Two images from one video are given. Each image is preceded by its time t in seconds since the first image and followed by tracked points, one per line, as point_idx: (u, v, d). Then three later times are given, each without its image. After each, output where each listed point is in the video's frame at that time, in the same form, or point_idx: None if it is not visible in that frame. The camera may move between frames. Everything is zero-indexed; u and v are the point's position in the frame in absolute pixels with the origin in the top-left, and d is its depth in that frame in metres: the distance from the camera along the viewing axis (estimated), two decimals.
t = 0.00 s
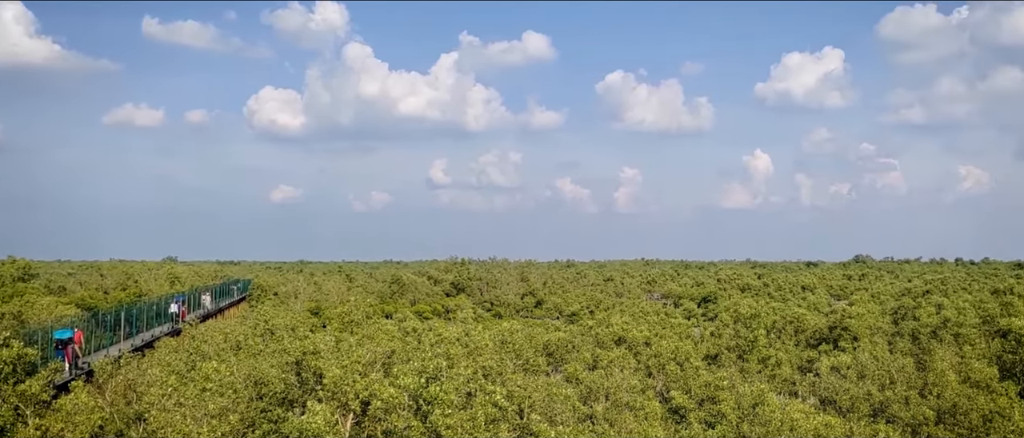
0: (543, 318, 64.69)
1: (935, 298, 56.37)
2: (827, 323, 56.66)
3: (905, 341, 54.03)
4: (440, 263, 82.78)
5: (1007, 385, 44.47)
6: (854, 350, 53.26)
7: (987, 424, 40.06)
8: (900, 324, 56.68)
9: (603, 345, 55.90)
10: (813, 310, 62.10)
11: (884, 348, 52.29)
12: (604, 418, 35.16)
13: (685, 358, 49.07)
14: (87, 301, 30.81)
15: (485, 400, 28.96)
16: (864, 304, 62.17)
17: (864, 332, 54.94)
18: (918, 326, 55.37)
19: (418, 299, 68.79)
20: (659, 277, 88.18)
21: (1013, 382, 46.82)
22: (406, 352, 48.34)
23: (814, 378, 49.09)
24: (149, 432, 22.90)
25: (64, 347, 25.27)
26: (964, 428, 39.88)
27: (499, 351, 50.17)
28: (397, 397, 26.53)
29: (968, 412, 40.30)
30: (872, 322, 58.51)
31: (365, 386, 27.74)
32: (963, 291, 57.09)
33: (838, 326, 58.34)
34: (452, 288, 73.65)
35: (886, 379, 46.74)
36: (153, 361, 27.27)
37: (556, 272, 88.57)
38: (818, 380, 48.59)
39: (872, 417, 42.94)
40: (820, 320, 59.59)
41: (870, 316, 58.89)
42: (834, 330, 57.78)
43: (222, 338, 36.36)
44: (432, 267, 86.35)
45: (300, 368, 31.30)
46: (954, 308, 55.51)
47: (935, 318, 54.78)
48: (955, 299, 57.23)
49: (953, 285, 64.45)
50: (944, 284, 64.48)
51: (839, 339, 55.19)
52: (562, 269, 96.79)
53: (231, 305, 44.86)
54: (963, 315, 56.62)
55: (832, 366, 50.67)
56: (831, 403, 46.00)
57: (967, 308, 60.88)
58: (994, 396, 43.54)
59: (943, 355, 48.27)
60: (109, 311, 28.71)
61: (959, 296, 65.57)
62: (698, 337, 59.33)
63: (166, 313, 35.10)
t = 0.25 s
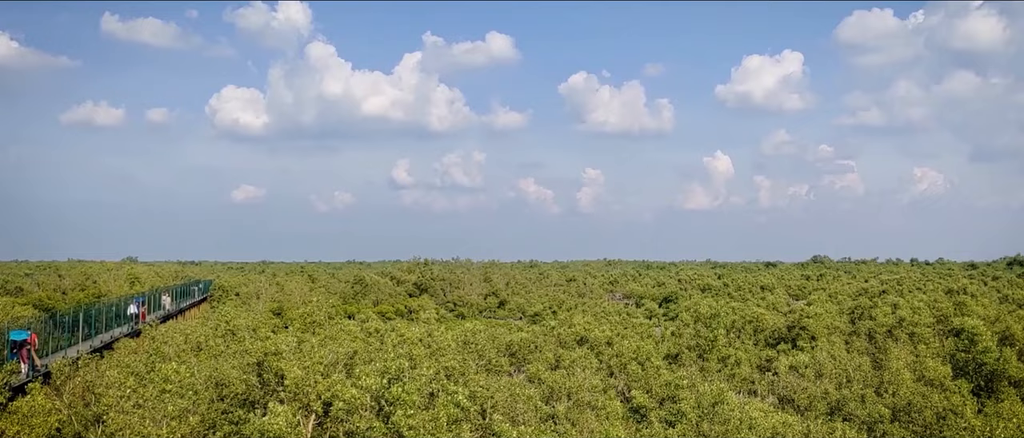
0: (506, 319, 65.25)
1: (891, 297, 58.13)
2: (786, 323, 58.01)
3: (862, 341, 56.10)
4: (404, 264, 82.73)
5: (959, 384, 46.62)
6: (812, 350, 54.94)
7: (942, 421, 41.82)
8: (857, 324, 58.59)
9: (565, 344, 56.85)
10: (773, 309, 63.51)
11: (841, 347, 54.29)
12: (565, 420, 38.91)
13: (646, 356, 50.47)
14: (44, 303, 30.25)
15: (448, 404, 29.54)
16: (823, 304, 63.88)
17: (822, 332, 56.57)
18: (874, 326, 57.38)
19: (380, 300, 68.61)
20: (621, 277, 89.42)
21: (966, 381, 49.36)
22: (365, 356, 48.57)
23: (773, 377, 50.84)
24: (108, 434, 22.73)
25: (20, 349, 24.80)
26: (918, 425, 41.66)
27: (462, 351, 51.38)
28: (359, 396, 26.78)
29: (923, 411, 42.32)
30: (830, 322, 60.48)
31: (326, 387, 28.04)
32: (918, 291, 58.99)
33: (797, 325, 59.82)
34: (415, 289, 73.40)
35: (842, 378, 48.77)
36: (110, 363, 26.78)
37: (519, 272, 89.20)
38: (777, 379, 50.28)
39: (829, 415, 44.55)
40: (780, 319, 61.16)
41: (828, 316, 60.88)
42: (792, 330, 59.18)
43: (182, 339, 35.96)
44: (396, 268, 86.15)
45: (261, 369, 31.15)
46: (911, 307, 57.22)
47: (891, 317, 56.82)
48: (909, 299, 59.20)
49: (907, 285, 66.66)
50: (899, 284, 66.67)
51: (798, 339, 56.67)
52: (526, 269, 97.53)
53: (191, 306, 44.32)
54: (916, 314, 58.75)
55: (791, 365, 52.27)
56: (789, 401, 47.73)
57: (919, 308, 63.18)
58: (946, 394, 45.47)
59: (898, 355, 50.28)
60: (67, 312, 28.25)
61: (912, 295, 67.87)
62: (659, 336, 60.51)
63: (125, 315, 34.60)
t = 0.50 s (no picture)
0: (468, 319, 65.63)
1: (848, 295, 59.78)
2: (745, 323, 59.69)
3: (819, 340, 57.98)
4: (366, 264, 82.39)
5: (913, 381, 48.86)
6: (771, 349, 56.32)
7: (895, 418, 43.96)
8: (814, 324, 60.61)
9: (527, 345, 57.47)
10: (732, 310, 65.03)
11: (798, 347, 55.67)
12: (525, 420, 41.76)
13: (607, 356, 53.22)
14: None
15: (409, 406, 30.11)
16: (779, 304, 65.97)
17: (779, 330, 58.20)
18: (831, 326, 59.45)
19: (342, 300, 68.25)
20: (583, 277, 90.70)
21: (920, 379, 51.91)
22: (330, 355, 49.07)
23: (732, 376, 53.07)
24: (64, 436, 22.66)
25: None
26: (873, 423, 44.19)
27: (421, 352, 53.00)
28: (320, 398, 27.78)
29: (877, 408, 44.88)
30: (787, 321, 62.32)
31: (287, 388, 28.63)
32: (872, 290, 60.69)
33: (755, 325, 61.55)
34: (377, 289, 72.51)
35: (800, 377, 50.45)
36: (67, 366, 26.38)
37: (482, 272, 89.60)
38: (736, 379, 51.96)
39: (787, 413, 45.97)
40: (739, 319, 63.25)
41: (785, 315, 62.66)
42: (750, 330, 60.41)
43: (141, 339, 35.60)
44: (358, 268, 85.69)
45: (221, 370, 31.21)
46: (867, 307, 59.02)
47: (847, 317, 58.83)
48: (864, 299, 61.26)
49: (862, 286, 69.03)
50: (854, 285, 69.20)
51: (756, 338, 58.44)
52: (489, 269, 97.94)
53: (150, 307, 43.68)
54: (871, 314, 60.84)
55: (750, 364, 54.32)
56: (747, 400, 49.62)
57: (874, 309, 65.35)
58: (901, 391, 47.41)
59: (855, 354, 52.44)
60: (23, 314, 27.86)
61: (867, 296, 70.88)
62: (619, 336, 61.21)
63: (83, 316, 34.06)
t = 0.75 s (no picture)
0: (430, 320, 65.46)
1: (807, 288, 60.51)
2: (703, 323, 61.27)
3: (777, 339, 59.38)
4: (327, 265, 81.44)
5: (869, 379, 50.76)
6: (729, 347, 58.39)
7: (850, 416, 46.08)
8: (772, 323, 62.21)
9: (489, 344, 58.96)
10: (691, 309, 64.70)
11: (756, 346, 57.41)
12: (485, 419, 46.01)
13: (568, 356, 55.61)
14: None
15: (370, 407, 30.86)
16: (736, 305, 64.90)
17: (738, 331, 59.98)
18: (788, 326, 60.92)
19: (303, 301, 67.42)
20: (544, 277, 91.58)
21: (875, 377, 54.00)
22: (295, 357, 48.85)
23: (691, 375, 54.71)
24: None
25: None
26: (829, 421, 46.10)
27: (382, 352, 55.19)
28: (280, 399, 27.57)
29: (834, 406, 46.75)
30: (746, 320, 63.64)
31: (246, 390, 28.16)
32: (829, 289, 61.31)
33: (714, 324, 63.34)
34: (338, 290, 71.63)
35: (757, 375, 51.98)
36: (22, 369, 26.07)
37: (444, 273, 89.58)
38: (694, 378, 53.49)
39: (745, 411, 47.84)
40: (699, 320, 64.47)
41: (744, 314, 63.84)
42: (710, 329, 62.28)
43: (97, 342, 34.61)
44: (319, 269, 84.84)
45: (180, 372, 30.25)
46: (823, 306, 60.26)
47: (804, 316, 60.22)
48: (821, 298, 62.21)
49: (820, 285, 70.19)
50: (813, 283, 70.15)
51: (714, 338, 60.26)
52: (451, 270, 97.69)
53: (106, 308, 42.54)
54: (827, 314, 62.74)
55: (708, 363, 55.95)
56: (706, 399, 51.09)
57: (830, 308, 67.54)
58: (856, 389, 49.40)
59: (812, 353, 54.14)
60: None
61: (825, 296, 73.94)
62: (580, 336, 62.89)
63: (37, 317, 33.06)
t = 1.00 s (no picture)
0: (391, 320, 64.85)
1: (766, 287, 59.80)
2: (663, 322, 60.95)
3: (735, 338, 60.38)
4: (286, 265, 79.66)
5: (823, 378, 53.48)
6: (687, 346, 59.65)
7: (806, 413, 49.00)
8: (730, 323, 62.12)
9: (449, 345, 61.40)
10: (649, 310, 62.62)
11: (714, 345, 59.16)
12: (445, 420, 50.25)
13: (527, 356, 58.34)
14: None
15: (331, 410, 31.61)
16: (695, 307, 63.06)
17: (697, 330, 60.91)
18: (746, 324, 61.75)
19: (262, 302, 65.88)
20: (505, 277, 91.61)
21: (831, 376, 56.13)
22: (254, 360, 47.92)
23: (650, 373, 55.90)
24: None
25: None
26: (786, 418, 48.78)
27: (340, 355, 56.61)
28: (238, 400, 27.13)
29: (790, 405, 49.49)
30: (705, 320, 64.26)
31: (204, 391, 28.17)
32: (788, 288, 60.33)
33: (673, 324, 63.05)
34: (297, 290, 70.18)
35: (716, 375, 54.83)
36: None
37: (404, 273, 88.75)
38: (653, 376, 55.50)
39: (702, 410, 50.91)
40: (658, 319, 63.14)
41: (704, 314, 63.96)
42: (669, 328, 62.04)
43: (49, 343, 33.15)
44: (277, 269, 83.15)
45: (135, 373, 29.24)
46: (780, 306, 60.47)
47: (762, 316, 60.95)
48: (779, 298, 61.90)
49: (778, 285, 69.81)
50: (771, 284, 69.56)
51: (674, 337, 60.74)
52: (412, 270, 96.72)
53: (60, 310, 40.84)
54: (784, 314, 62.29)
55: (668, 363, 57.03)
56: (665, 397, 52.88)
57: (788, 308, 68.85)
58: (811, 387, 52.30)
59: (768, 352, 56.03)
60: None
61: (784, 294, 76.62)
62: (541, 336, 63.58)
63: None
